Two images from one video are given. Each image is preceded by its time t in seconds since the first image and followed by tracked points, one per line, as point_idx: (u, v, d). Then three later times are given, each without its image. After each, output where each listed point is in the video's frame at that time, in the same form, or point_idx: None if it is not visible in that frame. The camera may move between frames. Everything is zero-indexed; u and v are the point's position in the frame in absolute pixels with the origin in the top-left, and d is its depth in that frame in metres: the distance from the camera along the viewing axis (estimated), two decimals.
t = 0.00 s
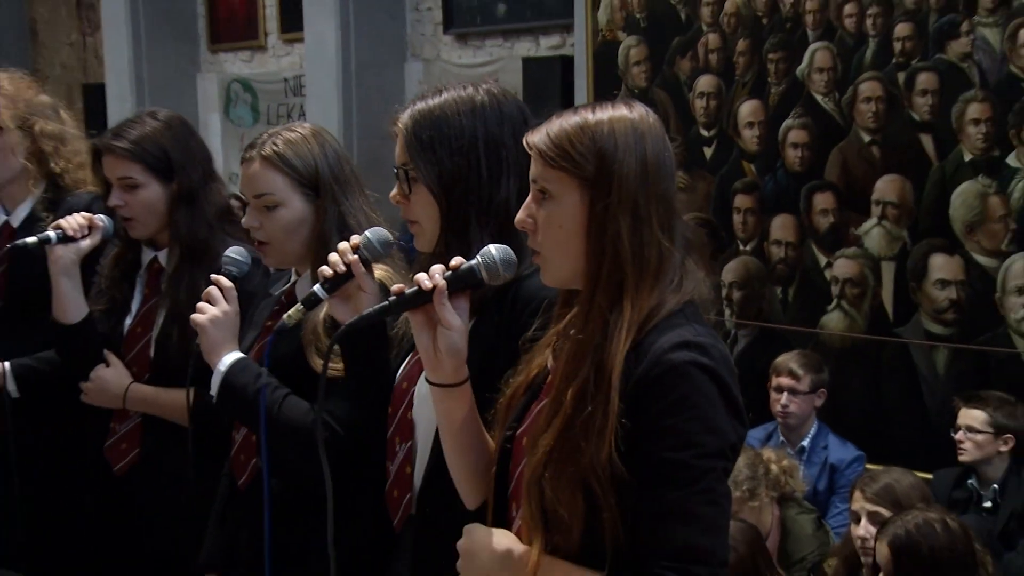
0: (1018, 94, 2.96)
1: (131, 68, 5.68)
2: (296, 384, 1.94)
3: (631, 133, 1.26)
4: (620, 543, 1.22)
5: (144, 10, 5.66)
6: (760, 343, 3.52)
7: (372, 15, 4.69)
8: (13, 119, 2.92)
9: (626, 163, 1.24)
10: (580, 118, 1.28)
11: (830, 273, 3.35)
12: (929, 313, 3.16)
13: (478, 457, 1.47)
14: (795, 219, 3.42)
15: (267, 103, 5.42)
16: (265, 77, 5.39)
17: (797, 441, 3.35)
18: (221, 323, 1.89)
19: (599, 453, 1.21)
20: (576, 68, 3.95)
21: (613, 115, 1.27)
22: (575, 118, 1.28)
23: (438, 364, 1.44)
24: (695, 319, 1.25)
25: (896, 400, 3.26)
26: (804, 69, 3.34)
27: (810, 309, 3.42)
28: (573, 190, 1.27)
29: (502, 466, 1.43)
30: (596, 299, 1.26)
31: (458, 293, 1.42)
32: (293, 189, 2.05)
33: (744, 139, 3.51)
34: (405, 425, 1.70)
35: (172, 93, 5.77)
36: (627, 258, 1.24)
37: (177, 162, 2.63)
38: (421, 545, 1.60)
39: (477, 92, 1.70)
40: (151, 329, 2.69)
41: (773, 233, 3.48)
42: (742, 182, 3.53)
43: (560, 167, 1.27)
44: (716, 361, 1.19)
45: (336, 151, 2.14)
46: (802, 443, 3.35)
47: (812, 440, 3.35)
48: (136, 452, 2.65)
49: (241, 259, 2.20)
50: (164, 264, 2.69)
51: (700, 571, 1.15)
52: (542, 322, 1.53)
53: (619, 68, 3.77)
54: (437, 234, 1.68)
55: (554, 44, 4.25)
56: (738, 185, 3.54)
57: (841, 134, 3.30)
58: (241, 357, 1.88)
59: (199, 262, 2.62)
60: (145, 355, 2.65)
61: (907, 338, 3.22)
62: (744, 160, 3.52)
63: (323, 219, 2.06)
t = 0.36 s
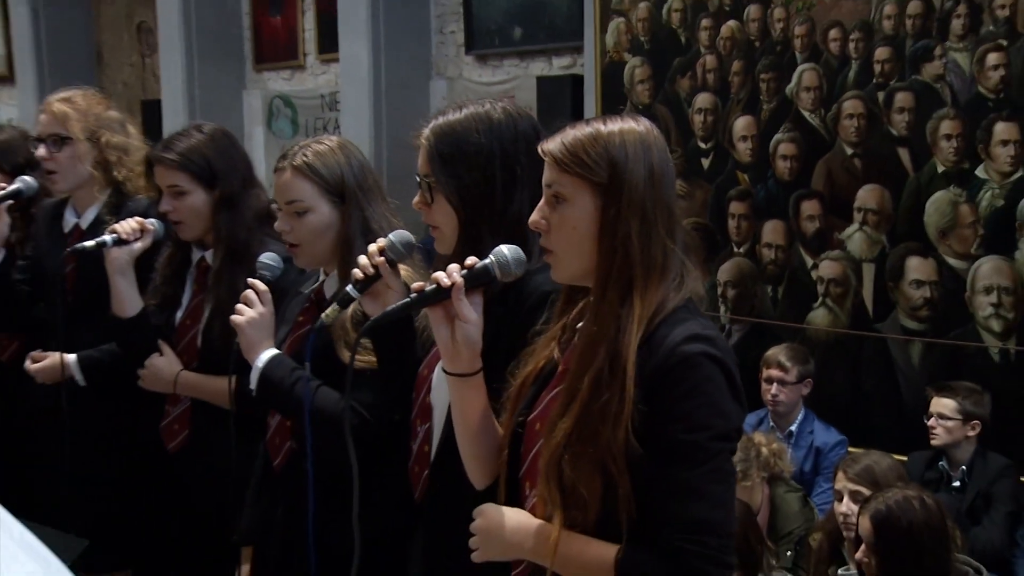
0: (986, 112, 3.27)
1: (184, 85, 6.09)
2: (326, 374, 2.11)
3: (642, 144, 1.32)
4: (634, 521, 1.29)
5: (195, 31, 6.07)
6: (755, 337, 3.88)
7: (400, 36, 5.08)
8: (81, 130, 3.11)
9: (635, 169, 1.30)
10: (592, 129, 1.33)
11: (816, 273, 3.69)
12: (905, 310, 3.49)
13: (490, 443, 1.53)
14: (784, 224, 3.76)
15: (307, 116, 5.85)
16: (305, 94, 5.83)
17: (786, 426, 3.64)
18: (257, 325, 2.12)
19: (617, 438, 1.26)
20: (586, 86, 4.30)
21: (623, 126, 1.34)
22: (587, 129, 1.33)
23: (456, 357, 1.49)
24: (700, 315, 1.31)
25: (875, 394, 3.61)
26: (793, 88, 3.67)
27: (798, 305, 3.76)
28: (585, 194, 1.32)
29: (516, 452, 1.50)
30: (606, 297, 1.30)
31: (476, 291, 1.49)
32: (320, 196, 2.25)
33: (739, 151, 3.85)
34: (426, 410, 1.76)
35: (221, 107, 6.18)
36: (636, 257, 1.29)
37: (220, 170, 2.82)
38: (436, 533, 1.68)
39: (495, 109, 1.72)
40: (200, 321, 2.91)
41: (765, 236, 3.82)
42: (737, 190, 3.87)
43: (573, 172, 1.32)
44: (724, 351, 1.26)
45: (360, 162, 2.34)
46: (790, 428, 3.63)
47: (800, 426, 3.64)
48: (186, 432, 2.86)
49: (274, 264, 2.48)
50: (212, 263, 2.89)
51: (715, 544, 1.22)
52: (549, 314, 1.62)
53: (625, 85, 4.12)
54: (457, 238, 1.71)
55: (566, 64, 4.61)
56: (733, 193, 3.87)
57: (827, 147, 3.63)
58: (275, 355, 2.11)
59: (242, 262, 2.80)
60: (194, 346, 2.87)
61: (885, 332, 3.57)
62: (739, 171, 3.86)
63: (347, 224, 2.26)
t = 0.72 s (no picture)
0: (981, 133, 3.58)
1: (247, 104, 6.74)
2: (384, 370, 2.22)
3: (677, 159, 1.41)
4: (669, 509, 1.36)
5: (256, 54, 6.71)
6: (768, 337, 4.22)
7: (442, 59, 5.59)
8: (161, 148, 3.45)
9: (670, 182, 1.40)
10: (631, 144, 1.43)
11: (824, 279, 4.02)
12: (906, 313, 3.80)
13: (528, 434, 1.65)
14: (795, 235, 4.09)
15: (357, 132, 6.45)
16: (357, 113, 6.44)
17: (796, 419, 3.93)
18: (321, 327, 2.27)
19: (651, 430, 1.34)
20: (612, 107, 4.70)
21: (659, 143, 1.43)
22: (626, 144, 1.43)
23: (500, 352, 1.60)
24: (729, 317, 1.39)
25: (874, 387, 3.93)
26: (803, 108, 4.01)
27: (806, 309, 4.09)
28: (623, 204, 1.41)
29: (554, 444, 1.59)
30: (642, 299, 1.39)
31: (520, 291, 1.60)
32: (373, 206, 2.38)
33: (754, 166, 4.19)
34: (471, 404, 1.86)
35: (279, 124, 6.80)
36: (670, 263, 1.38)
37: (288, 182, 3.06)
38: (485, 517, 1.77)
39: (536, 126, 1.90)
40: (266, 319, 3.12)
41: (776, 245, 4.15)
42: (752, 203, 4.21)
43: (614, 185, 1.41)
44: (753, 350, 1.34)
45: (410, 176, 2.46)
46: (800, 421, 3.92)
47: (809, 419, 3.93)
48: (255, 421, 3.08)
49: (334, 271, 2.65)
50: (276, 267, 3.09)
51: (747, 528, 1.29)
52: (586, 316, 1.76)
53: (649, 106, 4.50)
54: (502, 245, 1.88)
55: (594, 86, 5.11)
56: (748, 205, 4.21)
57: (835, 163, 3.95)
58: (337, 354, 2.25)
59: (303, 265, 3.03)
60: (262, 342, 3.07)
61: (888, 334, 3.88)
62: (755, 185, 4.19)
63: (399, 233, 2.38)
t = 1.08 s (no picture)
0: (983, 146, 3.87)
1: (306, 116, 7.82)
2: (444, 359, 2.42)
3: (716, 167, 1.54)
4: (708, 492, 1.49)
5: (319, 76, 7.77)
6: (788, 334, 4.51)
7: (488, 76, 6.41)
8: (229, 153, 3.72)
9: (710, 189, 1.52)
10: (673, 152, 1.56)
11: (837, 279, 4.38)
12: (912, 312, 4.14)
13: (575, 419, 1.78)
14: (810, 238, 4.46)
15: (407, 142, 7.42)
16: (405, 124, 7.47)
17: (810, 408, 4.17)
18: (386, 323, 2.46)
19: (693, 418, 1.47)
20: (643, 120, 5.17)
21: (699, 151, 1.56)
22: (668, 152, 1.56)
23: (548, 346, 1.74)
24: (765, 315, 1.51)
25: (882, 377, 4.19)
26: (819, 121, 4.37)
27: (821, 306, 4.45)
28: (667, 209, 1.54)
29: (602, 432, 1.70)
30: (684, 296, 1.52)
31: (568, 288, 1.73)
32: (431, 209, 2.60)
33: (773, 174, 4.55)
34: (518, 394, 2.11)
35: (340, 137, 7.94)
36: (709, 264, 1.50)
37: (344, 188, 3.26)
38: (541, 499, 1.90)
39: (582, 135, 2.08)
40: (321, 313, 3.33)
41: (793, 247, 4.52)
42: (771, 208, 4.57)
43: (657, 191, 1.54)
44: (788, 345, 1.47)
45: (465, 181, 2.68)
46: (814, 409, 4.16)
47: (822, 408, 4.17)
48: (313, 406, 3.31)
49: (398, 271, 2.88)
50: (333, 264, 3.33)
51: (782, 512, 1.42)
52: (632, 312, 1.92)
53: (677, 118, 4.93)
54: (549, 245, 2.06)
55: (624, 101, 5.83)
56: (766, 211, 4.58)
57: (848, 172, 4.30)
58: (402, 348, 2.46)
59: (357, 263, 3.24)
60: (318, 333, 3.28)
61: (895, 330, 4.21)
62: (774, 193, 4.55)
63: (455, 232, 2.61)
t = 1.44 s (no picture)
0: (980, 156, 4.17)
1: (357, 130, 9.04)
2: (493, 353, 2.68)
3: (753, 171, 1.60)
4: (745, 480, 1.54)
5: (368, 93, 8.99)
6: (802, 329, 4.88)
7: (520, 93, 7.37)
8: (286, 163, 3.72)
9: (747, 191, 1.57)
10: (712, 157, 1.62)
11: (846, 279, 4.73)
12: (915, 310, 4.47)
13: (615, 411, 1.84)
14: (821, 240, 4.82)
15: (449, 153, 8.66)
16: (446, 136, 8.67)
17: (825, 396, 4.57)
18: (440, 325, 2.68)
19: (732, 411, 1.51)
20: (664, 132, 5.62)
21: (738, 158, 1.61)
22: (707, 157, 1.62)
23: (595, 339, 1.82)
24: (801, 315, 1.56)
25: (887, 367, 4.58)
26: (829, 133, 4.73)
27: (831, 303, 4.81)
28: (706, 211, 1.59)
29: (640, 423, 1.76)
30: (723, 294, 1.56)
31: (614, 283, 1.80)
32: (481, 216, 2.90)
33: (787, 181, 4.92)
34: (559, 385, 2.19)
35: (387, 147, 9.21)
36: (748, 264, 1.55)
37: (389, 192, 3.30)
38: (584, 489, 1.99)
39: (617, 145, 2.14)
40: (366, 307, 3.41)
41: (806, 249, 4.89)
42: (785, 213, 4.95)
43: (696, 193, 1.59)
44: (824, 343, 1.52)
45: (511, 188, 2.98)
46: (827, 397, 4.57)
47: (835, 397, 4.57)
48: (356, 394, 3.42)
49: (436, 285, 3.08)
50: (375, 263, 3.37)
51: (816, 500, 1.47)
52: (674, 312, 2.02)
53: (696, 130, 5.34)
54: (587, 245, 2.12)
55: (647, 113, 6.79)
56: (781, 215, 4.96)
57: (855, 180, 4.66)
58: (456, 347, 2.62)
59: (401, 262, 3.27)
60: (363, 326, 3.34)
61: (899, 326, 4.56)
62: (788, 198, 4.93)
63: (503, 236, 2.91)
